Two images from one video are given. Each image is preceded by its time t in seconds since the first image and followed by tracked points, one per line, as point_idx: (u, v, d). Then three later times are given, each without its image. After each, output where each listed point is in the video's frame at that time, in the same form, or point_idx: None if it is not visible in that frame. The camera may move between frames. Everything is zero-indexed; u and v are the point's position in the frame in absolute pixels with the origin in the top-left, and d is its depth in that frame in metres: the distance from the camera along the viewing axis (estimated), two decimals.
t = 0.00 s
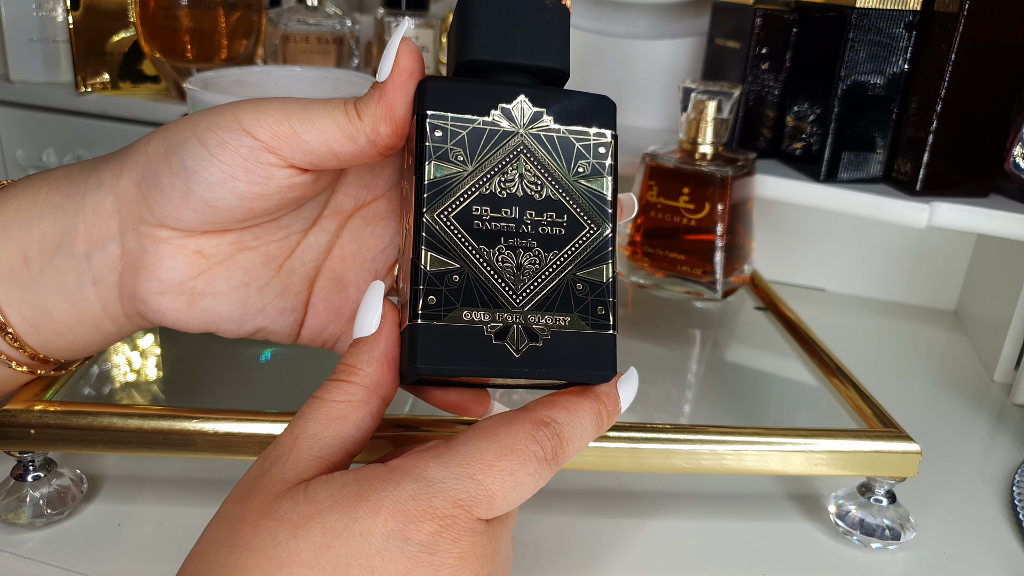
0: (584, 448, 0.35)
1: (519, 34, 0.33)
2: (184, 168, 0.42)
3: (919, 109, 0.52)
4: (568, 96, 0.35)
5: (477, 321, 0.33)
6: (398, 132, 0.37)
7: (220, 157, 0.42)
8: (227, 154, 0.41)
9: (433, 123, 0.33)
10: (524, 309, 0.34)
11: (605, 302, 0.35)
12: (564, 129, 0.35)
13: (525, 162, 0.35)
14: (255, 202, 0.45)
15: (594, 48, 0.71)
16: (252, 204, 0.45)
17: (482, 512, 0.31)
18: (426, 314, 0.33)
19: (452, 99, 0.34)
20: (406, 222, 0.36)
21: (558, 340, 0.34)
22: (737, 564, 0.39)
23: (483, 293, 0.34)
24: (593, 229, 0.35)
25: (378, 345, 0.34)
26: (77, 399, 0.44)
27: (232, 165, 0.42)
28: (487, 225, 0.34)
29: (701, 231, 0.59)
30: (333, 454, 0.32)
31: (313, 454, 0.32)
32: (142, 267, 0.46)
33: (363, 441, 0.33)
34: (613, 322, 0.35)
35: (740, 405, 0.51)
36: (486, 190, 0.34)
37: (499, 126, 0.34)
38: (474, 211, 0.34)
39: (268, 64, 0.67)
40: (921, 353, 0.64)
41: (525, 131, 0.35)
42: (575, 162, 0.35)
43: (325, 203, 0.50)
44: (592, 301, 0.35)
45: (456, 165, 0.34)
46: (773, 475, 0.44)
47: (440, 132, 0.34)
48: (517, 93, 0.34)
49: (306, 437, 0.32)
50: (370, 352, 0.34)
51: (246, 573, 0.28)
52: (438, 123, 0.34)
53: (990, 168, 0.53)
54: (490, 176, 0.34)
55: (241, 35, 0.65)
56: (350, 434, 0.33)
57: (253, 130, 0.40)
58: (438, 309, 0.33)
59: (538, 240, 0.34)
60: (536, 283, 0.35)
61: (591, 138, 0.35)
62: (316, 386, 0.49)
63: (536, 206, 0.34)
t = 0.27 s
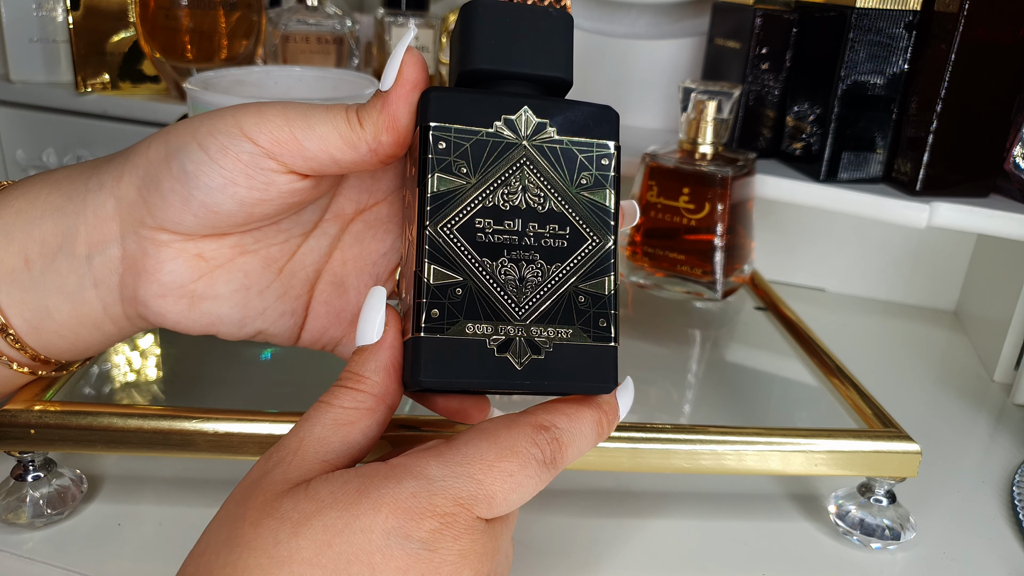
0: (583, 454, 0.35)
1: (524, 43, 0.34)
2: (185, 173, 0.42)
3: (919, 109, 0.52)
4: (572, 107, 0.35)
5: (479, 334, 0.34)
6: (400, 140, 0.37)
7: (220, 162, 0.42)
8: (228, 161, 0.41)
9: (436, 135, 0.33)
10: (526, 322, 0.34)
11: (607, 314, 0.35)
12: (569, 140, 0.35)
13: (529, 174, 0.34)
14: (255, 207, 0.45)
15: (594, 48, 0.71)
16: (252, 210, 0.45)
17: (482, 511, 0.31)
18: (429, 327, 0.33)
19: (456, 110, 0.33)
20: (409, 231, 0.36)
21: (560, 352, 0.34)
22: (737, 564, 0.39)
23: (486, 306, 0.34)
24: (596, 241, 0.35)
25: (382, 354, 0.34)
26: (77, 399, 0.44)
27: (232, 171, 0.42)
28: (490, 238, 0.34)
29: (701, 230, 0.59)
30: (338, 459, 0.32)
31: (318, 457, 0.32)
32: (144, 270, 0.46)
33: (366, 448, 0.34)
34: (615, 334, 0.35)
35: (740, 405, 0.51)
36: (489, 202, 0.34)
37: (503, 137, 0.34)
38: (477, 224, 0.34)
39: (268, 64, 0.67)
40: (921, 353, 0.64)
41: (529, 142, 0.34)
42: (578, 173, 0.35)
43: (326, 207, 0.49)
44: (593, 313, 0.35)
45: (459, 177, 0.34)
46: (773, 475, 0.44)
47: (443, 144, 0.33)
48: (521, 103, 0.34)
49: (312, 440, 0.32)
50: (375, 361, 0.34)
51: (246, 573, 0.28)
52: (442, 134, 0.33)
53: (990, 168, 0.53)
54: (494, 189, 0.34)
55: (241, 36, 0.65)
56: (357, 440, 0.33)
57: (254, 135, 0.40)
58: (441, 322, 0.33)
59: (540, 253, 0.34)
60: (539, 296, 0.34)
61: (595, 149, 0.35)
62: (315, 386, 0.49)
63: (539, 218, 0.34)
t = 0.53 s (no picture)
0: (584, 458, 0.35)
1: (525, 45, 0.34)
2: (183, 175, 0.42)
3: (919, 109, 0.52)
4: (574, 110, 0.35)
5: (482, 340, 0.34)
6: (399, 142, 0.37)
7: (219, 165, 0.42)
8: (227, 163, 0.41)
9: (438, 139, 0.33)
10: (528, 327, 0.34)
11: (608, 319, 0.35)
12: (571, 143, 0.35)
13: (531, 180, 0.34)
14: (255, 209, 0.45)
15: (594, 49, 0.71)
16: (251, 212, 0.45)
17: (482, 513, 0.31)
18: (431, 333, 0.33)
19: (458, 114, 0.33)
20: (411, 235, 0.36)
21: (561, 357, 0.35)
22: (737, 564, 0.39)
23: (488, 311, 0.34)
24: (598, 245, 0.35)
25: (384, 359, 0.34)
26: (77, 399, 0.44)
27: (231, 173, 0.42)
28: (492, 243, 0.34)
29: (701, 230, 0.59)
30: (339, 462, 0.32)
31: (319, 460, 0.32)
32: (143, 272, 0.46)
33: (368, 451, 0.34)
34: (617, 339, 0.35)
35: (740, 405, 0.51)
36: (491, 207, 0.34)
37: (505, 141, 0.34)
38: (479, 229, 0.34)
39: (268, 64, 0.67)
40: (921, 353, 0.64)
41: (531, 146, 0.34)
42: (581, 177, 0.35)
43: (326, 208, 0.49)
44: (595, 318, 0.35)
45: (461, 182, 0.34)
46: (773, 475, 0.44)
47: (445, 148, 0.33)
48: (523, 107, 0.34)
49: (314, 442, 0.32)
50: (377, 365, 0.34)
51: (246, 573, 0.28)
52: (443, 138, 0.33)
53: (990, 168, 0.53)
54: (496, 194, 0.34)
55: (241, 35, 0.65)
56: (359, 444, 0.33)
57: (253, 137, 0.40)
58: (443, 328, 0.33)
59: (542, 258, 0.34)
60: (541, 302, 0.35)
61: (598, 153, 0.35)
62: (315, 386, 0.49)
63: (541, 223, 0.34)
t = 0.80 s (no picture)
0: (584, 461, 0.35)
1: (528, 47, 0.34)
2: (184, 178, 0.42)
3: (919, 110, 0.52)
4: (577, 112, 0.35)
5: (484, 341, 0.34)
6: (399, 143, 0.37)
7: (219, 167, 0.41)
8: (227, 165, 0.41)
9: (440, 140, 0.33)
10: (530, 329, 0.34)
11: (610, 321, 0.35)
12: (573, 146, 0.35)
13: (533, 181, 0.34)
14: (255, 212, 0.45)
15: (594, 49, 0.71)
16: (251, 214, 0.45)
17: (482, 514, 0.31)
18: (433, 334, 0.33)
19: (461, 115, 0.33)
20: (413, 236, 0.36)
21: (563, 359, 0.35)
22: (737, 564, 0.39)
23: (490, 312, 0.34)
24: (600, 248, 0.35)
25: (385, 360, 0.34)
26: (77, 399, 0.44)
27: (231, 175, 0.42)
28: (494, 245, 0.34)
29: (701, 230, 0.59)
30: (339, 463, 0.32)
31: (319, 461, 0.32)
32: (144, 273, 0.46)
33: (369, 453, 0.34)
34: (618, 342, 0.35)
35: (740, 405, 0.51)
36: (494, 209, 0.34)
37: (507, 143, 0.34)
38: (481, 230, 0.34)
39: (268, 64, 0.67)
40: (921, 353, 0.64)
41: (534, 148, 0.34)
42: (583, 180, 0.35)
43: (327, 210, 0.49)
44: (597, 320, 0.35)
45: (464, 183, 0.34)
46: (773, 475, 0.44)
47: (448, 150, 0.33)
48: (526, 109, 0.34)
49: (314, 443, 0.32)
50: (378, 366, 0.34)
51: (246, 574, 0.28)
52: (446, 140, 0.33)
53: (990, 168, 0.53)
54: (498, 196, 0.34)
55: (241, 36, 0.65)
56: (360, 445, 0.33)
57: (253, 140, 0.40)
58: (445, 328, 0.33)
59: (544, 260, 0.34)
60: (543, 304, 0.35)
61: (600, 156, 0.35)
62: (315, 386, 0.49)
63: (543, 225, 0.34)
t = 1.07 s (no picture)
0: (584, 462, 0.35)
1: (530, 48, 0.34)
2: (183, 178, 0.42)
3: (919, 109, 0.52)
4: (579, 114, 0.35)
5: (485, 342, 0.34)
6: (399, 142, 0.37)
7: (219, 167, 0.42)
8: (226, 166, 0.41)
9: (442, 141, 0.33)
10: (531, 330, 0.34)
11: (611, 322, 0.35)
12: (575, 147, 0.35)
13: (535, 182, 0.34)
14: (255, 212, 0.45)
15: (594, 49, 0.71)
16: (251, 215, 0.45)
17: (482, 514, 0.31)
18: (434, 334, 0.33)
19: (463, 115, 0.33)
20: (414, 237, 0.36)
21: (564, 360, 0.34)
22: (737, 564, 0.39)
23: (491, 313, 0.34)
24: (601, 249, 0.35)
25: (386, 360, 0.34)
26: (77, 399, 0.44)
27: (231, 176, 0.42)
28: (495, 245, 0.34)
29: (701, 230, 0.59)
30: (338, 463, 0.32)
31: (319, 461, 0.32)
32: (144, 273, 0.46)
33: (369, 453, 0.34)
34: (619, 343, 0.35)
35: (740, 405, 0.51)
36: (495, 210, 0.34)
37: (509, 143, 0.34)
38: (482, 231, 0.34)
39: (268, 64, 0.67)
40: (921, 353, 0.64)
41: (536, 149, 0.34)
42: (584, 181, 0.35)
43: (327, 211, 0.49)
44: (598, 321, 0.35)
45: (465, 184, 0.34)
46: (773, 475, 0.44)
47: (450, 150, 0.33)
48: (528, 110, 0.34)
49: (314, 444, 0.32)
50: (378, 367, 0.34)
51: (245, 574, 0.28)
52: (448, 140, 0.33)
53: (990, 168, 0.53)
54: (500, 196, 0.34)
55: (241, 36, 0.65)
56: (360, 445, 0.33)
57: (253, 140, 0.40)
58: (446, 329, 0.33)
59: (545, 261, 0.34)
60: (544, 304, 0.35)
61: (601, 157, 0.35)
62: (315, 386, 0.49)
63: (545, 226, 0.34)
